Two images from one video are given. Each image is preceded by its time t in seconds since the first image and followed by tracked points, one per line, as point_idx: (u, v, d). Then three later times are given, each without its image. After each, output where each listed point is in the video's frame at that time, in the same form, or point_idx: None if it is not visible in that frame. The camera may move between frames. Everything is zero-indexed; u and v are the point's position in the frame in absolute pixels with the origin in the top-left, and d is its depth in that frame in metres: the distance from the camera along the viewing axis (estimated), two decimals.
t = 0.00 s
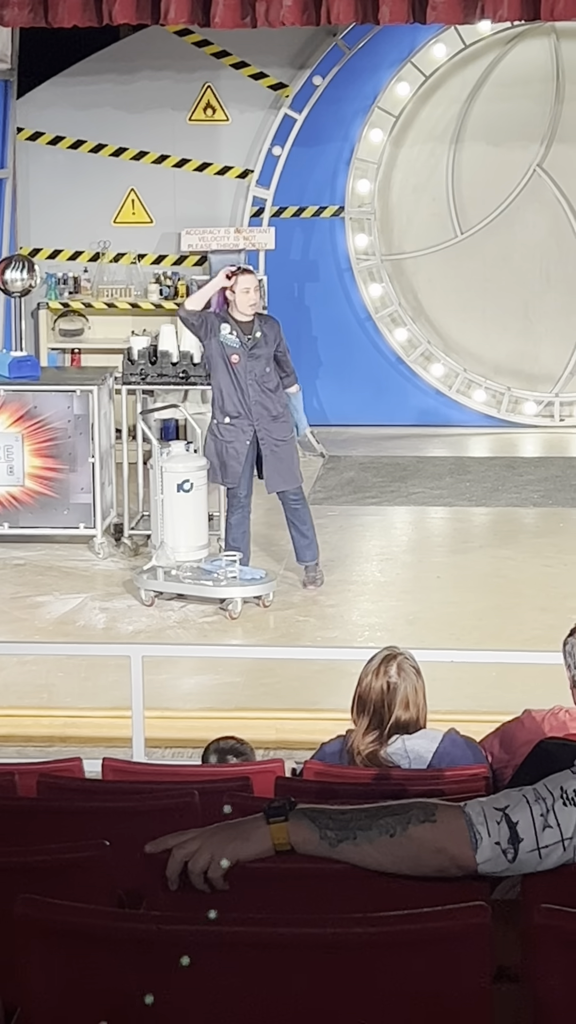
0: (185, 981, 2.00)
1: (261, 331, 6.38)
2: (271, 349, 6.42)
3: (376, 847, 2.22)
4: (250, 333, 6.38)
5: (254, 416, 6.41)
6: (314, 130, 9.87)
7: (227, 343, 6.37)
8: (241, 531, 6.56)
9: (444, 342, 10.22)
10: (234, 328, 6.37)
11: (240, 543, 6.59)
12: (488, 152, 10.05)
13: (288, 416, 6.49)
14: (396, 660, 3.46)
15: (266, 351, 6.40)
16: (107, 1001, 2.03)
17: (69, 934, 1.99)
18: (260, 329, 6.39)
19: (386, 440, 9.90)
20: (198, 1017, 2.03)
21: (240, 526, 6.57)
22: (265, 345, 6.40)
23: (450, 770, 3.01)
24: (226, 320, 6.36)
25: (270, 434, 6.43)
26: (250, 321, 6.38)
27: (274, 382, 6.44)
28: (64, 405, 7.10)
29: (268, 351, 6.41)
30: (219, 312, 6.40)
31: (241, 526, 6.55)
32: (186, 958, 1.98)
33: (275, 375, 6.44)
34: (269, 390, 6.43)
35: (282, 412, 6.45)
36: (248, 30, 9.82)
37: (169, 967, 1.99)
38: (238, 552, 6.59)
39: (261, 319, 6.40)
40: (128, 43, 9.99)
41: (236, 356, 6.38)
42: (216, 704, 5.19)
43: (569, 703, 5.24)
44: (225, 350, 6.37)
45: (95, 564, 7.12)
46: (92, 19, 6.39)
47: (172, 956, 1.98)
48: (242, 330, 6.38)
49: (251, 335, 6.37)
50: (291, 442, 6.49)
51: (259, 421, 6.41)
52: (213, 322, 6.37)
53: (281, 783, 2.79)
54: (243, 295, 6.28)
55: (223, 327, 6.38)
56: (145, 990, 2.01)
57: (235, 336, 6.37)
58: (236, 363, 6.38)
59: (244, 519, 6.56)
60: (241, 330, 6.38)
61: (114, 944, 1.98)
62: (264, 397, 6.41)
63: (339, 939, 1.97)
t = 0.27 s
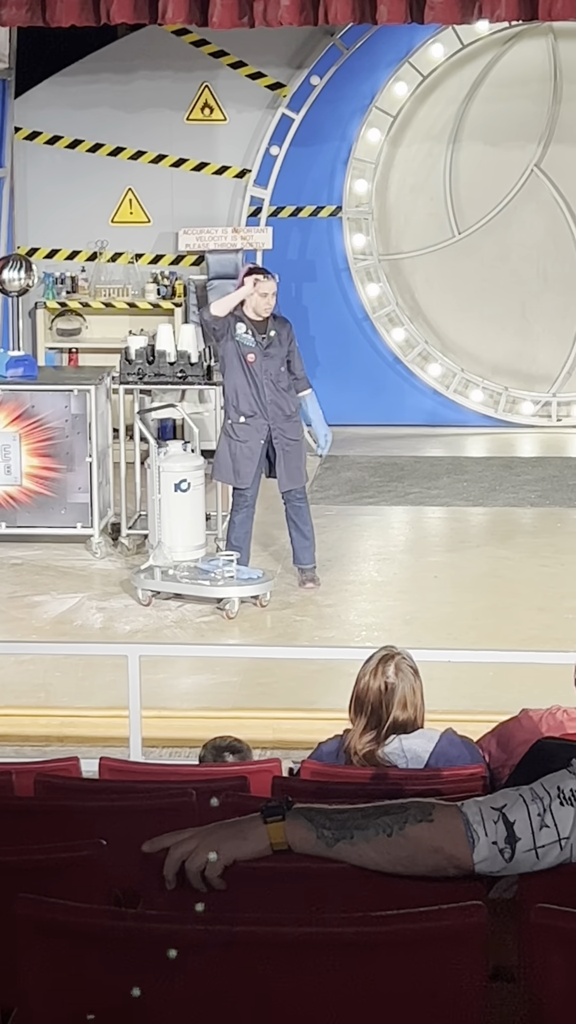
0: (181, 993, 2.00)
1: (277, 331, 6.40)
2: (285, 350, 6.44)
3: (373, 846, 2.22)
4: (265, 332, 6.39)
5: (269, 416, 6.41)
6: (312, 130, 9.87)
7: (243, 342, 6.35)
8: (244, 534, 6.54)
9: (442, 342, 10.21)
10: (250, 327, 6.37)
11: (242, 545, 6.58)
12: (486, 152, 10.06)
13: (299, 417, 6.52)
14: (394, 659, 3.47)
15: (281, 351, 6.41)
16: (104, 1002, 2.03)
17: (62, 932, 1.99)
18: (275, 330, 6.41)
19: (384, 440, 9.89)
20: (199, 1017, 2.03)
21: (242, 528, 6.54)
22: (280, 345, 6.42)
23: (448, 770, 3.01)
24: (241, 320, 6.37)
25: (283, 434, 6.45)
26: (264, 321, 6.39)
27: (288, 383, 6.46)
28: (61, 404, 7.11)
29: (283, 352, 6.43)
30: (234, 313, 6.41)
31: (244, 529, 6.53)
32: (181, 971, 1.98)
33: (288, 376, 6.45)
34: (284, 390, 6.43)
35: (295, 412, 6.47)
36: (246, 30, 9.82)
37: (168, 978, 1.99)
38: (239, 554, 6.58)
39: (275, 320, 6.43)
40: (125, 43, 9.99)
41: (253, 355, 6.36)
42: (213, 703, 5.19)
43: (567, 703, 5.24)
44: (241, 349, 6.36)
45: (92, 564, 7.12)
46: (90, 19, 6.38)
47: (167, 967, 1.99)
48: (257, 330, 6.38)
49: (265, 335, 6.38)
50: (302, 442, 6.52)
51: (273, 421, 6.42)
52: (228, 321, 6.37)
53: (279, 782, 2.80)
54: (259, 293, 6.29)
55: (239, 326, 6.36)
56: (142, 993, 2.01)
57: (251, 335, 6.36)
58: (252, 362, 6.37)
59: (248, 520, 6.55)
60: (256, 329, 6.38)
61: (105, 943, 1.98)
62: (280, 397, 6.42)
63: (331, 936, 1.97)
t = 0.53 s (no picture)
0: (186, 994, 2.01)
1: (295, 332, 6.41)
2: (304, 351, 6.44)
3: (370, 846, 2.22)
4: (283, 333, 6.40)
5: (286, 417, 6.40)
6: (309, 130, 9.87)
7: (260, 343, 6.37)
8: (248, 532, 6.56)
9: (439, 342, 10.21)
10: (267, 328, 6.38)
11: (245, 545, 6.60)
12: (483, 152, 10.06)
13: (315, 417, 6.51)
14: (392, 659, 3.47)
15: (300, 352, 6.42)
16: (101, 1002, 2.04)
17: (56, 932, 1.99)
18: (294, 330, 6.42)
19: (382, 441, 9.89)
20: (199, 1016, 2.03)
21: (247, 526, 6.57)
22: (299, 346, 6.43)
23: (447, 770, 3.01)
24: (258, 322, 6.37)
25: (299, 435, 6.44)
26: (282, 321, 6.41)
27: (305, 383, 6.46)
28: (59, 404, 7.11)
29: (302, 352, 6.44)
30: (250, 314, 6.41)
31: (249, 527, 6.55)
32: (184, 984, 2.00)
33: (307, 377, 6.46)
34: (302, 391, 6.43)
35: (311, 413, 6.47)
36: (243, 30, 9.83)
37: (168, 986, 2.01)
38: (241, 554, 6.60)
39: (293, 320, 6.44)
40: (123, 43, 9.99)
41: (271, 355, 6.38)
42: (210, 704, 5.19)
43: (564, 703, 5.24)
44: (259, 352, 6.37)
45: (89, 564, 7.11)
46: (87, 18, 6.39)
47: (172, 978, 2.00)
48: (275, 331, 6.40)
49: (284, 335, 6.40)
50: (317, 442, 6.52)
51: (290, 423, 6.41)
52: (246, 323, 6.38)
53: (276, 782, 2.79)
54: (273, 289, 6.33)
55: (256, 328, 6.38)
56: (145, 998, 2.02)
57: (269, 336, 6.37)
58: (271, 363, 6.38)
59: (252, 520, 6.57)
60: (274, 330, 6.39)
61: (100, 944, 1.98)
62: (296, 398, 6.42)
63: (327, 936, 1.97)
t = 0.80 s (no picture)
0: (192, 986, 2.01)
1: (306, 332, 6.41)
2: (315, 351, 6.44)
3: (365, 846, 2.22)
4: (294, 334, 6.40)
5: (295, 419, 6.40)
6: (305, 130, 9.87)
7: (270, 347, 6.37)
8: (253, 531, 6.55)
9: (435, 342, 10.21)
10: (277, 331, 6.37)
11: (249, 545, 6.58)
12: (479, 152, 10.07)
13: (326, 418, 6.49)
14: (390, 659, 3.48)
15: (311, 352, 6.42)
16: (93, 1004, 2.03)
17: (51, 933, 1.99)
18: (305, 330, 6.42)
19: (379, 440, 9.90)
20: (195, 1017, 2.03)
21: (253, 524, 6.55)
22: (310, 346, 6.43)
23: (444, 770, 3.01)
24: (268, 324, 6.36)
25: (308, 438, 6.44)
26: (292, 323, 6.40)
27: (316, 384, 6.46)
28: (54, 404, 7.10)
29: (314, 352, 6.44)
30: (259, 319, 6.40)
31: (255, 526, 6.54)
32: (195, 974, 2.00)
33: (318, 376, 6.47)
34: (312, 391, 6.44)
35: (321, 415, 6.46)
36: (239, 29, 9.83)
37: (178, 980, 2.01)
38: (243, 553, 6.59)
39: (304, 320, 6.43)
40: (118, 43, 9.98)
41: (281, 358, 6.38)
42: (206, 704, 5.19)
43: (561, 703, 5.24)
44: (269, 356, 6.36)
45: (85, 564, 7.11)
46: (83, 18, 6.38)
47: (179, 971, 2.00)
48: (286, 333, 6.39)
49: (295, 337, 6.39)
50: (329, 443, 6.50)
51: (298, 426, 6.41)
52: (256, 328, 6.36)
53: (272, 781, 2.79)
54: (283, 295, 6.35)
55: (265, 332, 6.37)
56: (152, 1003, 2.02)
57: (279, 339, 6.37)
58: (281, 365, 6.38)
59: (258, 519, 6.55)
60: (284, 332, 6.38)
61: (95, 945, 1.98)
62: (305, 401, 6.42)
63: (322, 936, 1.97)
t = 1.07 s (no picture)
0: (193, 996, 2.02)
1: (307, 332, 6.41)
2: (315, 350, 6.44)
3: (361, 846, 2.22)
4: (293, 334, 6.40)
5: (292, 420, 6.40)
6: (302, 130, 9.87)
7: (268, 347, 6.38)
8: (251, 532, 6.54)
9: (431, 342, 10.22)
10: (277, 331, 6.38)
11: (247, 546, 6.57)
12: (475, 153, 10.07)
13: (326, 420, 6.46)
14: (387, 654, 3.46)
15: (310, 352, 6.42)
16: (86, 1004, 2.03)
17: (50, 933, 1.99)
18: (305, 330, 6.42)
19: (375, 442, 9.90)
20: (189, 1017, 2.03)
21: (251, 525, 6.54)
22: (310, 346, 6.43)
23: (440, 770, 3.01)
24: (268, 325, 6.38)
25: (306, 440, 6.43)
26: (292, 322, 6.41)
27: (316, 385, 6.45)
28: (51, 404, 7.10)
29: (314, 352, 6.44)
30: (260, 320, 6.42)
31: (253, 527, 6.53)
32: (194, 983, 2.00)
33: (317, 376, 6.46)
34: (311, 391, 6.43)
35: (319, 417, 6.44)
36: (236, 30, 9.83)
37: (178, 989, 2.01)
38: (241, 554, 6.57)
39: (306, 320, 6.44)
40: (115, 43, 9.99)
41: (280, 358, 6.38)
42: (203, 704, 5.19)
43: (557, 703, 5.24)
44: (268, 356, 6.38)
45: (82, 565, 7.10)
46: (80, 19, 6.39)
47: (181, 980, 2.00)
48: (286, 333, 6.40)
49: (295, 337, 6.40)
50: (327, 446, 6.48)
51: (295, 427, 6.40)
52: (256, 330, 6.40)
53: (268, 782, 2.79)
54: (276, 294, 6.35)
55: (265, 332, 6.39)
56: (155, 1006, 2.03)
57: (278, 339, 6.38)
58: (279, 365, 6.39)
59: (256, 520, 6.54)
60: (283, 332, 6.39)
61: (93, 945, 1.98)
62: (303, 402, 6.41)
63: (320, 935, 1.97)
